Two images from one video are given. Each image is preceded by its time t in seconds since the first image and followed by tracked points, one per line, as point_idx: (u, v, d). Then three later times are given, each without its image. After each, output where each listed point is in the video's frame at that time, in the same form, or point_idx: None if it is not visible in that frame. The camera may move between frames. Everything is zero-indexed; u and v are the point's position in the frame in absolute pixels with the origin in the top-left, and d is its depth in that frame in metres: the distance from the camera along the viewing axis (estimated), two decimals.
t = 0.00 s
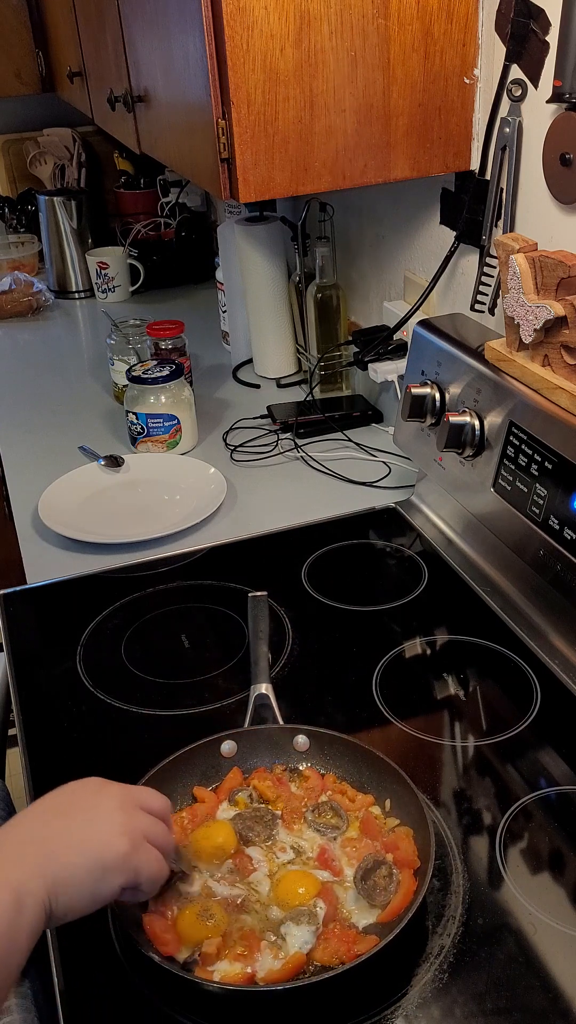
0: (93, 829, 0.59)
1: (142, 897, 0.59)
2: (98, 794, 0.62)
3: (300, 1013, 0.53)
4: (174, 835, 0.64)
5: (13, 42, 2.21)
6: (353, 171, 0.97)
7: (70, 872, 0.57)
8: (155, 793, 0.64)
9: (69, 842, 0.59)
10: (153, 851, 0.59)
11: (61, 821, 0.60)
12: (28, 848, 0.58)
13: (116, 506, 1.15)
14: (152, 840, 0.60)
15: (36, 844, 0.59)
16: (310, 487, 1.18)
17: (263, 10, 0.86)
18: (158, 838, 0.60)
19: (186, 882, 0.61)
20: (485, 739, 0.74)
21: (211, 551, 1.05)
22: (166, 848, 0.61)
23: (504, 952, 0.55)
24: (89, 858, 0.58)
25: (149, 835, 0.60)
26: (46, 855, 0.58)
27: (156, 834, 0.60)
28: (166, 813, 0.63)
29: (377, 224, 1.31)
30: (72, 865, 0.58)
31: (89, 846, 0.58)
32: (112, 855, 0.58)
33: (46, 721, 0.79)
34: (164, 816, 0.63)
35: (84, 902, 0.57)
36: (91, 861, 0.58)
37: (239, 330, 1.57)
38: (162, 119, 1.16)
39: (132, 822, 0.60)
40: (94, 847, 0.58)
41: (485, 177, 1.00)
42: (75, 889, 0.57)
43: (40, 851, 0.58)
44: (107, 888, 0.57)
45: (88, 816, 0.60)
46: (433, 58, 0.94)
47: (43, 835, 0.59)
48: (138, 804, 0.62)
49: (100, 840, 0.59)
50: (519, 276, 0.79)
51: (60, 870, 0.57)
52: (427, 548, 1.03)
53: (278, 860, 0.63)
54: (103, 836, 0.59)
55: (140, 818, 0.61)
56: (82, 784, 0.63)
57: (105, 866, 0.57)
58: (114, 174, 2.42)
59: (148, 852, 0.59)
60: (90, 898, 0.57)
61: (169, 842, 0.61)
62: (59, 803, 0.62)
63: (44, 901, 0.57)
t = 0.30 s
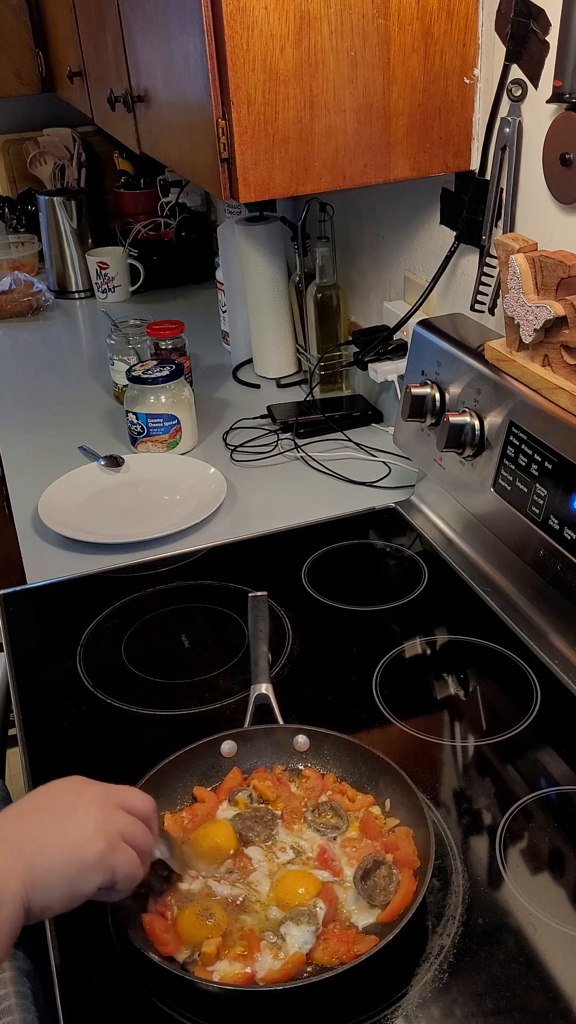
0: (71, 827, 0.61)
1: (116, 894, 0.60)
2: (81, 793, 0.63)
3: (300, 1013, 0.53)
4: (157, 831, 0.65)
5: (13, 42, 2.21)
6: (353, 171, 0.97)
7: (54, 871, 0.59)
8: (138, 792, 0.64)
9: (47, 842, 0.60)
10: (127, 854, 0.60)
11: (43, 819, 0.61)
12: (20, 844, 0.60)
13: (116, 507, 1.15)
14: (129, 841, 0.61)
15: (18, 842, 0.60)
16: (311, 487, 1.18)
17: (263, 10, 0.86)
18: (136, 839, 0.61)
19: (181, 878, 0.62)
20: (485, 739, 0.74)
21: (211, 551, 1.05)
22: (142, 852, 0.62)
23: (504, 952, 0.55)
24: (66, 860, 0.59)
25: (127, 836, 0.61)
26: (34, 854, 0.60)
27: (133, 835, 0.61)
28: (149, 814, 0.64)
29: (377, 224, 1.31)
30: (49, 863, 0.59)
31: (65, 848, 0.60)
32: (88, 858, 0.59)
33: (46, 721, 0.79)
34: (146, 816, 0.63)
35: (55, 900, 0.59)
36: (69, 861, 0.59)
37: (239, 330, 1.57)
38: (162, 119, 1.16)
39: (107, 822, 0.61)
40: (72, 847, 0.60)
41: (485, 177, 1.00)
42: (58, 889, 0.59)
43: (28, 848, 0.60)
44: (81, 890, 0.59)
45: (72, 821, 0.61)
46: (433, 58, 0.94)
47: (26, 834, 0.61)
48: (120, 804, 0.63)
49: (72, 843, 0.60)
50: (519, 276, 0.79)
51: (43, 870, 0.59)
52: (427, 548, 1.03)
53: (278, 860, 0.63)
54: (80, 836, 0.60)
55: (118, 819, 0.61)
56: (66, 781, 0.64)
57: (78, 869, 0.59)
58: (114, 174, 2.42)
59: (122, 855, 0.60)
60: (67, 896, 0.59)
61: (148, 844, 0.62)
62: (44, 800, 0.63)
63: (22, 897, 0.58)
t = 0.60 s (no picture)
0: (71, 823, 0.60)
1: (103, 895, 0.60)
2: (80, 791, 0.63)
3: (300, 1013, 0.53)
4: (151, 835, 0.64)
5: (13, 42, 2.21)
6: (353, 171, 0.97)
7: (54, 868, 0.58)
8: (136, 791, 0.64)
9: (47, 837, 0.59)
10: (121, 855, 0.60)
11: (40, 813, 0.61)
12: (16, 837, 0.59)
13: (116, 506, 1.15)
14: (123, 841, 0.60)
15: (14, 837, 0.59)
16: (310, 487, 1.18)
17: (263, 10, 0.86)
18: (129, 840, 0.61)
19: (180, 879, 0.62)
20: (485, 739, 0.74)
21: (211, 551, 1.05)
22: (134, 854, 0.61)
23: (504, 952, 0.55)
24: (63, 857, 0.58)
25: (120, 835, 0.60)
26: (26, 843, 0.59)
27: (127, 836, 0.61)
28: (146, 816, 0.63)
29: (377, 224, 1.31)
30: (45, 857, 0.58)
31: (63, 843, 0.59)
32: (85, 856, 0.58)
33: (46, 721, 0.79)
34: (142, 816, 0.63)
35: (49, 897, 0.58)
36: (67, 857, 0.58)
37: (239, 330, 1.57)
38: (162, 119, 1.16)
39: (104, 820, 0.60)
40: (65, 842, 0.59)
41: (485, 177, 1.00)
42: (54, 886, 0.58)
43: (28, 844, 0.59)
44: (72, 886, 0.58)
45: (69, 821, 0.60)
46: (433, 58, 0.94)
47: (15, 825, 0.60)
48: (117, 802, 0.62)
49: (70, 839, 0.59)
50: (519, 276, 0.79)
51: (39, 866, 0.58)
52: (427, 548, 1.03)
53: (278, 860, 0.63)
54: (77, 833, 0.60)
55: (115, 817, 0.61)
56: (65, 777, 0.64)
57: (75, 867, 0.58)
58: (114, 174, 2.42)
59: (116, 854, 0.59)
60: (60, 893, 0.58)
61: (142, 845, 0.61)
62: (41, 796, 0.62)
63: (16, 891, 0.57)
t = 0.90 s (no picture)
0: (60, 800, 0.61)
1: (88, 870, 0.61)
2: (69, 768, 0.64)
3: (300, 1014, 0.53)
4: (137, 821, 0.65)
5: (13, 42, 2.21)
6: (353, 171, 0.97)
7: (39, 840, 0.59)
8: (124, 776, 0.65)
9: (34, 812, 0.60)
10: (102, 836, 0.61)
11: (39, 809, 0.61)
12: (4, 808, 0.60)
13: (116, 506, 1.15)
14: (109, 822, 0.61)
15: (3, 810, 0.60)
16: (311, 487, 1.18)
17: (263, 10, 0.86)
18: (113, 823, 0.61)
19: (180, 879, 0.62)
20: (486, 739, 0.74)
21: (211, 551, 1.05)
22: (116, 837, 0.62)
23: (504, 952, 0.55)
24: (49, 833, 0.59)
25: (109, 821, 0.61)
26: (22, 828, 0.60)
27: (111, 819, 0.61)
28: (132, 801, 0.64)
29: (377, 224, 1.31)
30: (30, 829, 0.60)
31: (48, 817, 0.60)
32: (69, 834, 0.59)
33: (46, 721, 0.79)
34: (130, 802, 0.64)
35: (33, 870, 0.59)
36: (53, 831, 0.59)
37: (239, 330, 1.57)
38: (162, 119, 1.16)
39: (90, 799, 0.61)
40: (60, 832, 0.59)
41: (485, 177, 1.00)
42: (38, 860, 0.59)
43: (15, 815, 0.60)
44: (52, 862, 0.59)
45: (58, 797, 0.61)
46: (433, 58, 0.94)
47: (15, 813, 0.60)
48: (105, 785, 0.63)
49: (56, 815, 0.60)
50: (519, 276, 0.79)
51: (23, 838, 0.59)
52: (427, 548, 1.03)
53: (277, 860, 0.63)
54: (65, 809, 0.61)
55: (101, 798, 0.62)
56: (55, 756, 0.65)
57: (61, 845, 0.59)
58: (114, 174, 2.42)
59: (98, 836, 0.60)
60: (43, 867, 0.59)
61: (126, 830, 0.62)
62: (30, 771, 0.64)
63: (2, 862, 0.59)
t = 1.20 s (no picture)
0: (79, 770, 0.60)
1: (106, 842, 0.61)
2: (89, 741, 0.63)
3: (300, 1014, 0.53)
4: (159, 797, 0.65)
5: (13, 42, 2.21)
6: (353, 171, 0.97)
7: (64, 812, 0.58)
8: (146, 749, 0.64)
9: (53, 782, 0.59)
10: (121, 811, 0.60)
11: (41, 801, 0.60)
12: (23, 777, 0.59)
13: (116, 506, 1.15)
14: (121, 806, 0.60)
15: (21, 778, 0.60)
16: (311, 488, 1.18)
17: (263, 10, 0.86)
18: (133, 797, 0.61)
19: (180, 879, 0.62)
20: (485, 739, 0.74)
21: (211, 551, 1.05)
22: (135, 810, 0.61)
23: (504, 952, 0.55)
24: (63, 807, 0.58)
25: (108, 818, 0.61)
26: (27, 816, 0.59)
27: (130, 793, 0.61)
28: (154, 774, 0.63)
29: (377, 223, 1.31)
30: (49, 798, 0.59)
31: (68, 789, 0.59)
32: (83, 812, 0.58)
33: (46, 721, 0.80)
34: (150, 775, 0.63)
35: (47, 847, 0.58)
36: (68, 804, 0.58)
37: (239, 330, 1.57)
38: (162, 119, 1.16)
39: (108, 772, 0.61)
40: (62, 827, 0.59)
41: (485, 177, 1.00)
42: (55, 834, 0.58)
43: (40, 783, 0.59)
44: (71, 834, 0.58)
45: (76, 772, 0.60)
46: (433, 58, 0.94)
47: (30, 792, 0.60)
48: (125, 758, 0.62)
49: (73, 787, 0.59)
50: (519, 276, 0.79)
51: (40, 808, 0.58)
52: (427, 548, 1.03)
53: (277, 859, 0.63)
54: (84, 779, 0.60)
55: (121, 772, 0.61)
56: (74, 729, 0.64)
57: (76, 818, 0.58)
58: (114, 174, 2.42)
59: (117, 811, 0.60)
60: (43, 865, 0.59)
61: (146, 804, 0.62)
62: (50, 743, 0.63)
63: (22, 833, 0.57)
